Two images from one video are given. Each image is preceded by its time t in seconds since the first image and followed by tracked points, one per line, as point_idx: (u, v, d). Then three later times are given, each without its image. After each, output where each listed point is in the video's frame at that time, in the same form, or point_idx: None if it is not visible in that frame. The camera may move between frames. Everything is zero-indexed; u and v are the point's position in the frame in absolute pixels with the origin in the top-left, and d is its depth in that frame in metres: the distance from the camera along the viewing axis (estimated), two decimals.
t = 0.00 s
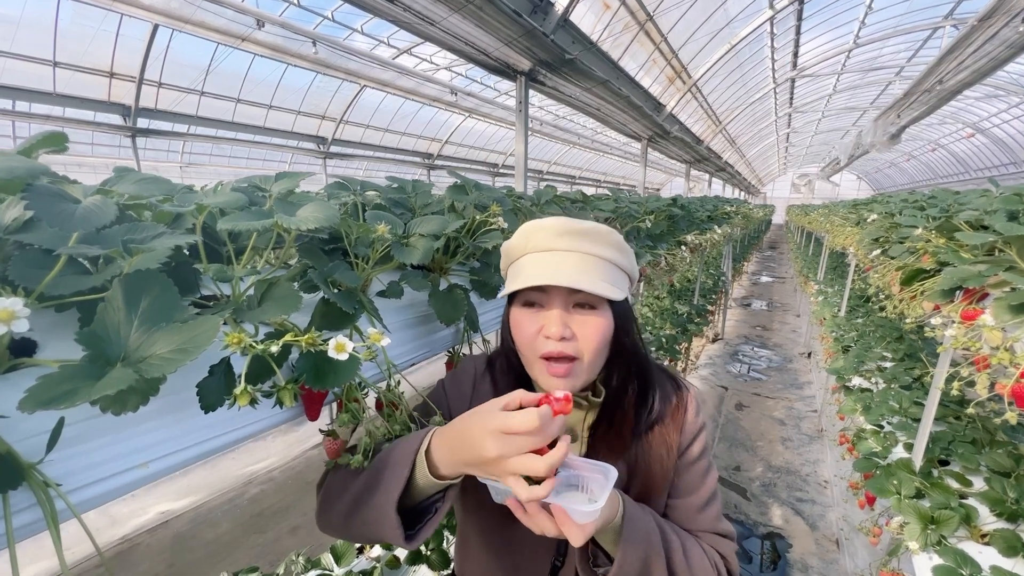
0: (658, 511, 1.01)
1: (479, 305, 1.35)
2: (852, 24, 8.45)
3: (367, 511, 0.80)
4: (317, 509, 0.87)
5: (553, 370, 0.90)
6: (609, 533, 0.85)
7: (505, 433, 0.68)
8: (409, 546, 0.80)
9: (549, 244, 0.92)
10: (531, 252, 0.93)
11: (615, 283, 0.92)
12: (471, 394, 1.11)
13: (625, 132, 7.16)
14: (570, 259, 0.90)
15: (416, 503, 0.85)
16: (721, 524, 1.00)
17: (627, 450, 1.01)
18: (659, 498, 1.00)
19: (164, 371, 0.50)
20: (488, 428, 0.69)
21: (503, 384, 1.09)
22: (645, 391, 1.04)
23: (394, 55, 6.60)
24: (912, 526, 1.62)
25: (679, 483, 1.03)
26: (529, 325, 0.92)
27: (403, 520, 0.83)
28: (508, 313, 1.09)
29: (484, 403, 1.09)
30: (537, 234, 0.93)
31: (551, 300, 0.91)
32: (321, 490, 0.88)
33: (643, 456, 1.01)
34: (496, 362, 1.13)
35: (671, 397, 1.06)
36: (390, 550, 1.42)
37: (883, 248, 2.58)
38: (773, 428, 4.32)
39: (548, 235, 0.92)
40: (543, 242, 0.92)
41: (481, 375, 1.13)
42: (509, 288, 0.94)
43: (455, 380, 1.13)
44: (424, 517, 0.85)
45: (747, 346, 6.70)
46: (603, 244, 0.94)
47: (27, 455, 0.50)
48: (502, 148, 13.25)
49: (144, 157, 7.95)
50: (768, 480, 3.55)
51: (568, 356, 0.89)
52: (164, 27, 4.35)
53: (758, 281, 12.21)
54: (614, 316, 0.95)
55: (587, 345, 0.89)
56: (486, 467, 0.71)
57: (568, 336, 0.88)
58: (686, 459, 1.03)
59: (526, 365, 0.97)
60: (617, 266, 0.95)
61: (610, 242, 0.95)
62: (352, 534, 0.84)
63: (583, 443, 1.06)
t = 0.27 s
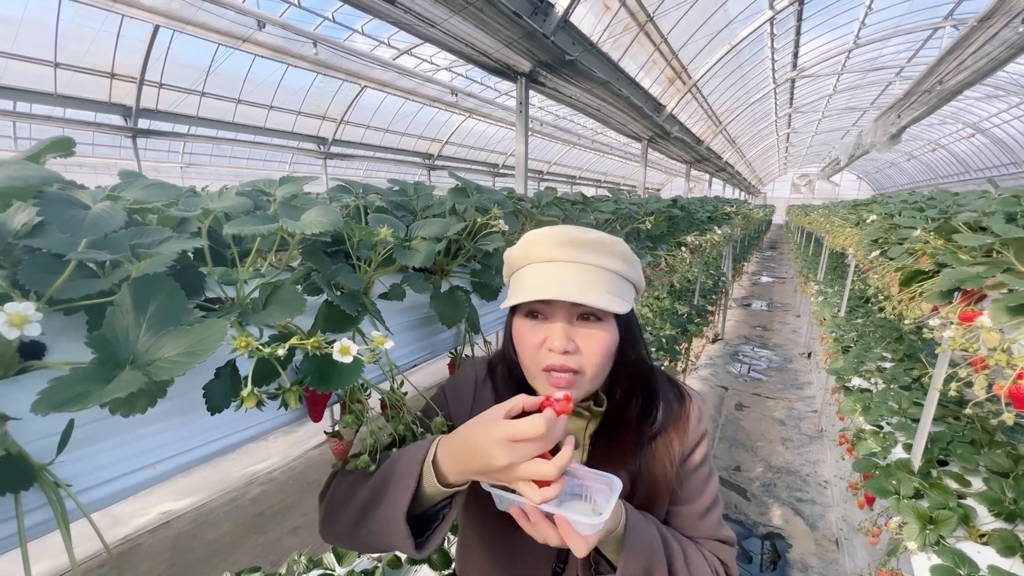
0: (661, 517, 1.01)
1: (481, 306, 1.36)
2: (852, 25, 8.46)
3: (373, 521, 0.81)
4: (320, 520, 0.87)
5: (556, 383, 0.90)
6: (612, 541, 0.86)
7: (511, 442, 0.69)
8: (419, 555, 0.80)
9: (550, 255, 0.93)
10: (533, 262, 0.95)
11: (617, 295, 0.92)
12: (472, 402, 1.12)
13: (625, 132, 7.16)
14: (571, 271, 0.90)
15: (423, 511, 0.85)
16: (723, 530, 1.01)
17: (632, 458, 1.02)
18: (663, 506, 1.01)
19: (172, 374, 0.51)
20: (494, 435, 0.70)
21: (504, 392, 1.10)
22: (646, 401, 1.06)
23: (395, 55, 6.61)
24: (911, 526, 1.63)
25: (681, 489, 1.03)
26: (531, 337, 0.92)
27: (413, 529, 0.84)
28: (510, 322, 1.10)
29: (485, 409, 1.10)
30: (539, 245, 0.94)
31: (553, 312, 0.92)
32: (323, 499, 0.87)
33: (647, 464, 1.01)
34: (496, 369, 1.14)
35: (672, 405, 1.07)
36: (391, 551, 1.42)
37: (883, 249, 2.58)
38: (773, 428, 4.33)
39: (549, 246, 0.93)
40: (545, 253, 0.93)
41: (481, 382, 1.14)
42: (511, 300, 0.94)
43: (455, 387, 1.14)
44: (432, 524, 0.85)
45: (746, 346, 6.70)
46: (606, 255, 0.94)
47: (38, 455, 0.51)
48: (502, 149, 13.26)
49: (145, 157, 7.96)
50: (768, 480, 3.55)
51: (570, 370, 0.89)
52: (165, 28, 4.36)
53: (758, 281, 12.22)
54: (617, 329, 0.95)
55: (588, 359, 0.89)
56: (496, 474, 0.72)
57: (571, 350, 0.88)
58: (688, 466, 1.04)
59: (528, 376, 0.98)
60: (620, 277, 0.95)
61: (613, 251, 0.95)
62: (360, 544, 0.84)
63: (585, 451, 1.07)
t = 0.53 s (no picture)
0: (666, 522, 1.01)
1: (482, 305, 1.36)
2: (853, 24, 8.45)
3: (376, 528, 0.80)
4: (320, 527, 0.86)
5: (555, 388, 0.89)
6: (615, 546, 0.86)
7: (511, 444, 0.68)
8: (421, 563, 0.80)
9: (553, 258, 0.93)
10: (535, 265, 0.95)
11: (620, 300, 0.91)
12: (473, 405, 1.11)
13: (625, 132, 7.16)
14: (573, 275, 0.90)
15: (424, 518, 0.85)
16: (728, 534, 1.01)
17: (637, 465, 1.02)
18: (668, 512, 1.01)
19: (176, 372, 0.50)
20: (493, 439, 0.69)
21: (506, 395, 1.10)
22: (651, 406, 1.05)
23: (395, 55, 6.60)
24: (913, 526, 1.62)
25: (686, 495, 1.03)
26: (532, 342, 0.92)
27: (413, 537, 0.83)
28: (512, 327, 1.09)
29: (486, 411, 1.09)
30: (541, 248, 0.94)
31: (554, 317, 0.91)
32: (324, 506, 0.87)
33: (652, 470, 1.01)
34: (498, 372, 1.14)
35: (677, 411, 1.06)
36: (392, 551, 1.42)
37: (885, 248, 2.58)
38: (774, 428, 4.32)
39: (552, 249, 0.93)
40: (547, 256, 0.93)
41: (482, 385, 1.13)
42: (513, 303, 0.94)
43: (456, 389, 1.13)
44: (433, 531, 0.85)
45: (747, 346, 6.70)
46: (610, 259, 0.93)
47: (39, 455, 0.51)
48: (502, 148, 13.25)
49: (145, 157, 7.95)
50: (769, 480, 3.55)
51: (570, 376, 0.88)
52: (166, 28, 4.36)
53: (758, 281, 12.22)
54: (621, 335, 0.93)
55: (589, 367, 0.89)
56: (497, 478, 0.71)
57: (571, 355, 0.87)
58: (694, 471, 1.03)
59: (529, 381, 0.97)
60: (625, 282, 0.94)
61: (616, 255, 0.94)
62: (362, 552, 0.83)
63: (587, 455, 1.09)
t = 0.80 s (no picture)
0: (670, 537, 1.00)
1: (483, 309, 1.35)
2: (853, 24, 8.44)
3: (378, 537, 0.79)
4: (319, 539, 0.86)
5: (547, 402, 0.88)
6: (615, 562, 0.85)
7: (512, 444, 0.68)
8: (423, 572, 0.79)
9: (552, 266, 0.92)
10: (535, 273, 0.95)
11: (619, 315, 0.89)
12: (473, 413, 1.11)
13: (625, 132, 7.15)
14: (572, 286, 0.89)
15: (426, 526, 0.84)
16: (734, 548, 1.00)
17: (640, 480, 1.01)
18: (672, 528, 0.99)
19: (175, 385, 0.50)
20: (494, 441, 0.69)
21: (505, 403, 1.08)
22: (653, 420, 1.03)
23: (395, 55, 6.59)
24: (917, 530, 1.62)
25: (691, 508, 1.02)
26: (527, 352, 0.90)
27: (415, 545, 0.82)
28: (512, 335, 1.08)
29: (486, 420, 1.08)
30: (541, 256, 0.94)
31: (549, 327, 0.89)
32: (323, 518, 0.86)
33: (656, 486, 1.00)
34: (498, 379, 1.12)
35: (681, 425, 1.05)
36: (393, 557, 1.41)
37: (887, 250, 2.57)
38: (775, 430, 4.32)
39: (552, 257, 0.93)
40: (547, 264, 0.93)
41: (481, 393, 1.12)
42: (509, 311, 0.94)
43: (456, 398, 1.13)
44: (436, 538, 0.84)
45: (747, 346, 6.69)
46: (612, 271, 0.92)
47: (38, 469, 0.50)
48: (502, 149, 13.24)
49: (146, 157, 7.96)
50: (770, 482, 3.54)
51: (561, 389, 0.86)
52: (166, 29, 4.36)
53: (758, 281, 12.21)
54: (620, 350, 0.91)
55: (584, 380, 0.87)
56: (498, 479, 0.70)
57: (563, 368, 0.86)
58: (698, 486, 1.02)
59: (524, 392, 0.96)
60: (626, 295, 0.92)
61: (618, 266, 0.92)
62: (362, 563, 0.83)
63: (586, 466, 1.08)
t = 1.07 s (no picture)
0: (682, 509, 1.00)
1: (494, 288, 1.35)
2: (861, 16, 8.35)
3: (397, 498, 0.80)
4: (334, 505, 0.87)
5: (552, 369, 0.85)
6: (629, 532, 0.85)
7: (533, 392, 0.71)
8: (448, 523, 0.79)
9: (564, 233, 0.92)
10: (547, 240, 0.95)
11: (629, 281, 0.88)
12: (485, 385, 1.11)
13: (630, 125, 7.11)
14: (583, 251, 0.89)
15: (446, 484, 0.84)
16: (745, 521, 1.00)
17: (652, 453, 1.00)
18: (684, 501, 1.00)
19: (194, 337, 0.49)
20: (515, 390, 0.72)
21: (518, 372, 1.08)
22: (666, 394, 1.02)
23: (400, 49, 6.57)
24: (928, 515, 1.61)
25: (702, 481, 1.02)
26: (536, 318, 0.89)
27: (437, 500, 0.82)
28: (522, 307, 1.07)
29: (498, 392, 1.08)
30: (553, 223, 0.94)
31: (559, 293, 0.88)
32: (335, 489, 0.86)
33: (668, 458, 1.00)
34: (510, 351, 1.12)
35: (692, 400, 1.04)
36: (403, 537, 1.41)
37: (896, 238, 2.55)
38: (781, 422, 4.30)
39: (564, 224, 0.92)
40: (559, 231, 0.92)
41: (494, 365, 1.13)
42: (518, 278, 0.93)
43: (468, 370, 1.12)
44: (456, 495, 0.84)
45: (753, 340, 6.67)
46: (623, 238, 0.91)
47: (56, 421, 0.50)
48: (506, 143, 13.20)
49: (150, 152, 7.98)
50: (776, 473, 3.54)
51: (568, 355, 0.83)
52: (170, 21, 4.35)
53: (763, 276, 12.15)
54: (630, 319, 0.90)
55: (592, 346, 0.85)
56: (523, 430, 0.72)
57: (570, 333, 0.84)
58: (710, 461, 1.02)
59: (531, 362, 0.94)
60: (636, 263, 0.92)
61: (630, 234, 0.91)
62: (383, 521, 0.83)
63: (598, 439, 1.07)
